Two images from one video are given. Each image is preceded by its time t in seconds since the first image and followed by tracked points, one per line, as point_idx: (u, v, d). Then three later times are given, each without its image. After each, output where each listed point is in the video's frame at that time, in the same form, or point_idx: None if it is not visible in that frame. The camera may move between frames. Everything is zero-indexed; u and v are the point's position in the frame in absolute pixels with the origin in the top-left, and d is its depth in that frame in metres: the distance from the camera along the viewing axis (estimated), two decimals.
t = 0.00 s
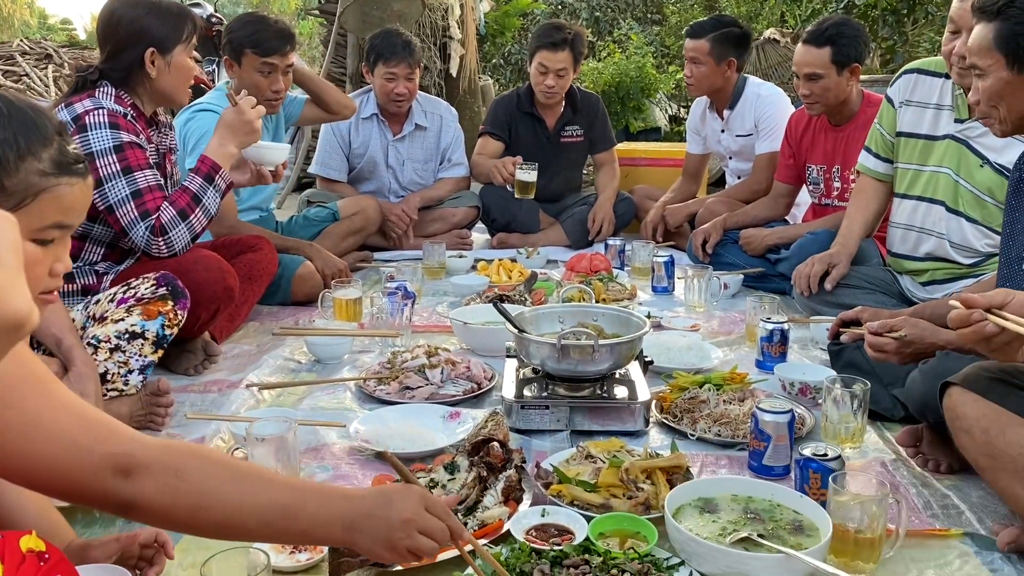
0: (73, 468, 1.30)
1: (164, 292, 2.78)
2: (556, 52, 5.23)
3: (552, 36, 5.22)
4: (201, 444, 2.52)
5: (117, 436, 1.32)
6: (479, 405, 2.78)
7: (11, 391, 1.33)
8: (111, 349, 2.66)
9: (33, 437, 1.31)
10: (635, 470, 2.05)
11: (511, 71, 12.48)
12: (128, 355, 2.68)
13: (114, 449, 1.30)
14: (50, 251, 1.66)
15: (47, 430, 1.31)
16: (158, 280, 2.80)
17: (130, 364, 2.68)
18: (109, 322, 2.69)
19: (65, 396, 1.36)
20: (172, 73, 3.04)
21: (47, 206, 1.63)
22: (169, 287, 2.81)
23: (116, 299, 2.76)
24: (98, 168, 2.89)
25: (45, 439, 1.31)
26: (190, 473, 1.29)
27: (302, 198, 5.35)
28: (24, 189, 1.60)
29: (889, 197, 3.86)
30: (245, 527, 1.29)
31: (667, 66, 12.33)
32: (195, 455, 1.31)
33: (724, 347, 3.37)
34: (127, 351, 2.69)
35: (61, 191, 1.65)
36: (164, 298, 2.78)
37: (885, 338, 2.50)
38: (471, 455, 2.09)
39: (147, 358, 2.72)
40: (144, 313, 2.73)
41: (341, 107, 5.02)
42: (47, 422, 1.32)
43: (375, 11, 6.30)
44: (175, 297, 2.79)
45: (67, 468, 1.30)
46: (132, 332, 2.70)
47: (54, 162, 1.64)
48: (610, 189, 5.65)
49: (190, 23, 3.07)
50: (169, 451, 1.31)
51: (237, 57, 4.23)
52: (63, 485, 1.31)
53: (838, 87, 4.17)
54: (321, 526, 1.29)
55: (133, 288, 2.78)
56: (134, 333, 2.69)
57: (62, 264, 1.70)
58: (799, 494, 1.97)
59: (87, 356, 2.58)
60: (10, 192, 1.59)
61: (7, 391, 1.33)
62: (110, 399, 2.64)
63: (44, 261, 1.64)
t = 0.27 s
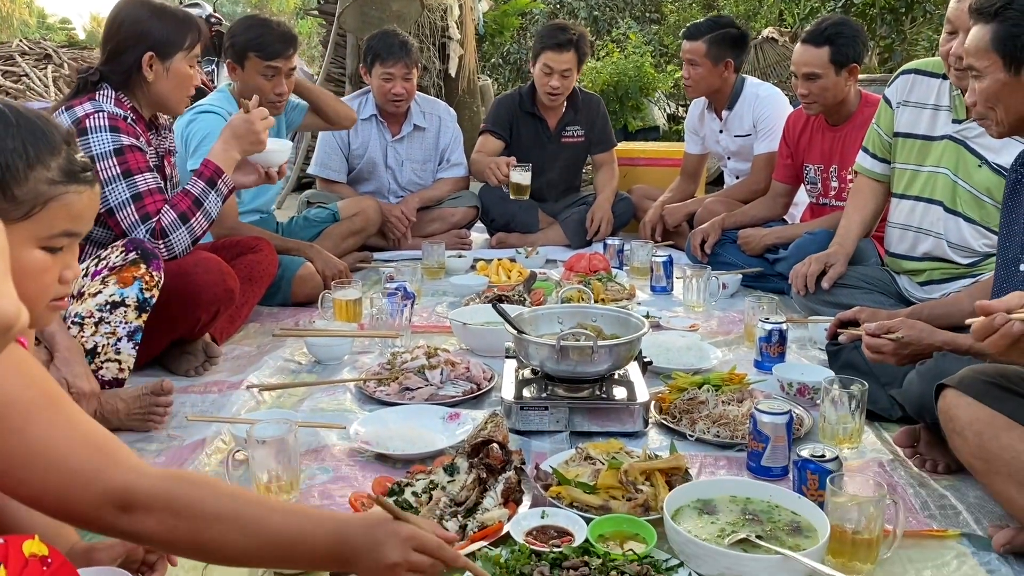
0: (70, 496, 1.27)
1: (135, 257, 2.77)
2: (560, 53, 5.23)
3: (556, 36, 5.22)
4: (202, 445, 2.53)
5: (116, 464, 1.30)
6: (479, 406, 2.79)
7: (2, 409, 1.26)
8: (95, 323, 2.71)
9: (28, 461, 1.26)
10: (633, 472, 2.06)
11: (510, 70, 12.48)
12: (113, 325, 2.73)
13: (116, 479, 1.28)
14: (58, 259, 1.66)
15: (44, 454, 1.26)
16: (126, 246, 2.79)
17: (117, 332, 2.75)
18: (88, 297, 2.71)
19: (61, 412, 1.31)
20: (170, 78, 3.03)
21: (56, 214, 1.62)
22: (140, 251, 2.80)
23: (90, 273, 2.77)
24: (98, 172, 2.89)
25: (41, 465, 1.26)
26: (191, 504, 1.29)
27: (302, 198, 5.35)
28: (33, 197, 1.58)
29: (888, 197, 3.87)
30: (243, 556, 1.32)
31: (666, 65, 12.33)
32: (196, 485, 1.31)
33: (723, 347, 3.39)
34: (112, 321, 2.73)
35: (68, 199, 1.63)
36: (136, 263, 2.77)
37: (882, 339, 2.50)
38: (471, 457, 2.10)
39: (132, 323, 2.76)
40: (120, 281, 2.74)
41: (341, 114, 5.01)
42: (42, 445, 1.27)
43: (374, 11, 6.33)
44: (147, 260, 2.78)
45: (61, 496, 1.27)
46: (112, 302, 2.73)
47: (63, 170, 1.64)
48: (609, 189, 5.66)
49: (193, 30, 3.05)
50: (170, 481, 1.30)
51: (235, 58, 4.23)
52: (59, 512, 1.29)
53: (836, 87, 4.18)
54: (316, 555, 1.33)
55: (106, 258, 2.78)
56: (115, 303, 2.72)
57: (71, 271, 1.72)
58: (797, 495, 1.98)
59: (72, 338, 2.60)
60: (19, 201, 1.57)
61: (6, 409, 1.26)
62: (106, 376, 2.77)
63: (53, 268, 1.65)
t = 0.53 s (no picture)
0: (45, 504, 1.28)
1: (151, 274, 2.76)
2: (555, 51, 5.25)
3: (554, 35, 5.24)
4: (202, 451, 2.53)
5: (91, 472, 1.31)
6: (479, 411, 2.79)
7: None
8: (108, 337, 2.70)
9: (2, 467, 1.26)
10: (634, 479, 2.06)
11: (510, 73, 12.49)
12: (124, 340, 2.73)
13: (87, 488, 1.29)
14: (47, 263, 1.67)
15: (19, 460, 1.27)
16: (143, 262, 2.77)
17: (127, 348, 2.74)
18: (101, 312, 2.70)
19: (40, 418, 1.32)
20: (173, 85, 3.05)
21: (46, 218, 1.60)
22: (156, 267, 2.79)
23: (104, 287, 2.75)
24: (103, 176, 2.89)
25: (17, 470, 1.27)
26: (166, 511, 1.30)
27: (302, 202, 5.35)
28: (22, 201, 1.56)
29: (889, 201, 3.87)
30: (216, 563, 1.32)
31: (666, 68, 12.33)
32: (170, 491, 1.32)
33: (724, 351, 3.38)
34: (123, 336, 2.73)
35: (57, 204, 1.61)
36: (152, 280, 2.76)
37: (883, 345, 2.51)
38: (471, 463, 2.09)
39: (143, 340, 2.77)
40: (134, 297, 2.73)
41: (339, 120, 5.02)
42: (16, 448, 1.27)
43: (374, 15, 6.30)
44: (162, 277, 2.77)
45: (37, 503, 1.28)
46: (126, 317, 2.72)
47: (52, 175, 1.61)
48: (609, 193, 5.66)
49: (198, 37, 3.07)
50: (145, 489, 1.31)
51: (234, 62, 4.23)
52: (33, 519, 1.29)
53: (836, 91, 4.18)
54: (289, 558, 1.34)
55: (120, 272, 2.76)
56: (129, 318, 2.72)
57: (59, 275, 1.73)
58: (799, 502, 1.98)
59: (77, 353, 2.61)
60: (9, 205, 1.55)
61: None
62: (110, 388, 2.74)
63: (41, 272, 1.66)
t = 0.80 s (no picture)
0: (47, 509, 1.27)
1: (162, 292, 2.82)
2: (559, 60, 5.24)
3: (555, 43, 5.23)
4: (201, 459, 2.52)
5: (93, 477, 1.30)
6: (480, 419, 2.78)
7: None
8: (116, 353, 2.74)
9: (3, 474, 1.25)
10: (635, 488, 2.04)
11: (511, 79, 12.50)
12: (132, 356, 2.76)
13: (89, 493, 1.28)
14: (49, 272, 1.66)
15: (22, 467, 1.26)
16: (155, 280, 2.84)
17: (135, 364, 2.78)
18: (111, 328, 2.75)
19: (39, 424, 1.31)
20: (186, 100, 3.06)
21: (46, 229, 1.61)
22: (167, 287, 2.86)
23: (116, 303, 2.81)
24: (104, 183, 2.89)
25: (19, 476, 1.26)
26: (167, 515, 1.29)
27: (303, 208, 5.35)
28: (24, 211, 1.57)
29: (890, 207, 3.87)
30: (218, 569, 1.31)
31: (667, 73, 12.33)
32: (171, 497, 1.31)
33: (725, 358, 3.37)
34: (132, 352, 2.77)
35: (58, 214, 1.62)
36: (163, 298, 2.83)
37: (884, 352, 2.50)
38: (472, 472, 2.09)
39: (151, 358, 2.81)
40: (145, 314, 2.79)
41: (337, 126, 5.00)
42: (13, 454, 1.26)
43: (375, 21, 6.21)
44: (173, 296, 2.84)
45: (39, 509, 1.27)
46: (136, 333, 2.78)
47: (55, 185, 1.61)
48: (610, 199, 5.66)
49: (211, 54, 3.09)
50: (147, 494, 1.30)
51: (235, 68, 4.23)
52: (32, 525, 1.28)
53: (836, 96, 4.18)
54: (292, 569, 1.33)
55: (131, 289, 2.83)
56: (139, 335, 2.77)
57: (60, 285, 1.72)
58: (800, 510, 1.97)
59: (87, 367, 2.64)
60: (11, 214, 1.56)
61: None
62: (115, 405, 2.75)
63: (43, 281, 1.66)
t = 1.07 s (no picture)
0: (49, 522, 1.26)
1: (173, 312, 2.80)
2: (561, 67, 5.24)
3: (556, 50, 5.23)
4: (202, 468, 2.52)
5: (95, 490, 1.29)
6: (480, 427, 2.78)
7: None
8: (125, 370, 2.70)
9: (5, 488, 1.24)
10: (636, 497, 2.03)
11: (512, 86, 12.54)
12: (140, 374, 2.73)
13: (91, 506, 1.27)
14: (54, 284, 1.66)
15: (24, 480, 1.25)
16: (166, 298, 2.82)
17: (142, 383, 2.74)
18: (120, 344, 2.71)
19: (41, 437, 1.30)
20: (194, 117, 3.06)
21: (53, 240, 1.61)
22: (177, 306, 2.83)
23: (125, 317, 2.77)
24: (103, 192, 2.89)
25: (21, 490, 1.25)
26: (171, 530, 1.29)
27: (304, 216, 5.36)
28: (32, 222, 1.58)
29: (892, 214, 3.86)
30: None
31: (669, 80, 12.35)
32: (174, 509, 1.31)
33: (726, 365, 3.37)
34: (140, 370, 2.73)
35: (64, 226, 1.63)
36: (173, 317, 2.80)
37: (886, 359, 2.50)
38: (472, 481, 2.08)
39: (158, 376, 2.77)
40: (155, 333, 2.76)
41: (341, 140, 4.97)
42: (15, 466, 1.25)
43: (377, 28, 6.24)
44: (183, 317, 2.82)
45: (40, 521, 1.26)
46: (145, 352, 2.74)
47: (62, 198, 1.64)
48: (611, 206, 5.66)
49: (222, 72, 3.10)
50: (151, 508, 1.30)
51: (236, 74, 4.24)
52: (33, 538, 1.27)
53: (836, 102, 4.18)
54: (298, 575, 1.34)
55: (141, 306, 2.80)
56: (148, 353, 2.74)
57: (65, 296, 1.72)
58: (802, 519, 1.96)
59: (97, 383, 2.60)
60: (18, 226, 1.56)
61: None
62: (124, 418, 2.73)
63: (48, 293, 1.65)
